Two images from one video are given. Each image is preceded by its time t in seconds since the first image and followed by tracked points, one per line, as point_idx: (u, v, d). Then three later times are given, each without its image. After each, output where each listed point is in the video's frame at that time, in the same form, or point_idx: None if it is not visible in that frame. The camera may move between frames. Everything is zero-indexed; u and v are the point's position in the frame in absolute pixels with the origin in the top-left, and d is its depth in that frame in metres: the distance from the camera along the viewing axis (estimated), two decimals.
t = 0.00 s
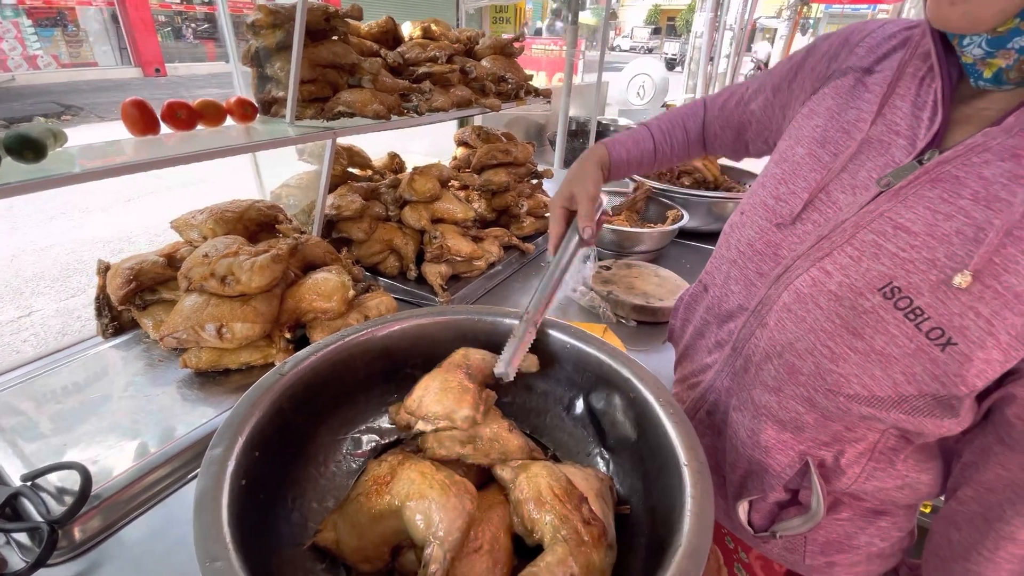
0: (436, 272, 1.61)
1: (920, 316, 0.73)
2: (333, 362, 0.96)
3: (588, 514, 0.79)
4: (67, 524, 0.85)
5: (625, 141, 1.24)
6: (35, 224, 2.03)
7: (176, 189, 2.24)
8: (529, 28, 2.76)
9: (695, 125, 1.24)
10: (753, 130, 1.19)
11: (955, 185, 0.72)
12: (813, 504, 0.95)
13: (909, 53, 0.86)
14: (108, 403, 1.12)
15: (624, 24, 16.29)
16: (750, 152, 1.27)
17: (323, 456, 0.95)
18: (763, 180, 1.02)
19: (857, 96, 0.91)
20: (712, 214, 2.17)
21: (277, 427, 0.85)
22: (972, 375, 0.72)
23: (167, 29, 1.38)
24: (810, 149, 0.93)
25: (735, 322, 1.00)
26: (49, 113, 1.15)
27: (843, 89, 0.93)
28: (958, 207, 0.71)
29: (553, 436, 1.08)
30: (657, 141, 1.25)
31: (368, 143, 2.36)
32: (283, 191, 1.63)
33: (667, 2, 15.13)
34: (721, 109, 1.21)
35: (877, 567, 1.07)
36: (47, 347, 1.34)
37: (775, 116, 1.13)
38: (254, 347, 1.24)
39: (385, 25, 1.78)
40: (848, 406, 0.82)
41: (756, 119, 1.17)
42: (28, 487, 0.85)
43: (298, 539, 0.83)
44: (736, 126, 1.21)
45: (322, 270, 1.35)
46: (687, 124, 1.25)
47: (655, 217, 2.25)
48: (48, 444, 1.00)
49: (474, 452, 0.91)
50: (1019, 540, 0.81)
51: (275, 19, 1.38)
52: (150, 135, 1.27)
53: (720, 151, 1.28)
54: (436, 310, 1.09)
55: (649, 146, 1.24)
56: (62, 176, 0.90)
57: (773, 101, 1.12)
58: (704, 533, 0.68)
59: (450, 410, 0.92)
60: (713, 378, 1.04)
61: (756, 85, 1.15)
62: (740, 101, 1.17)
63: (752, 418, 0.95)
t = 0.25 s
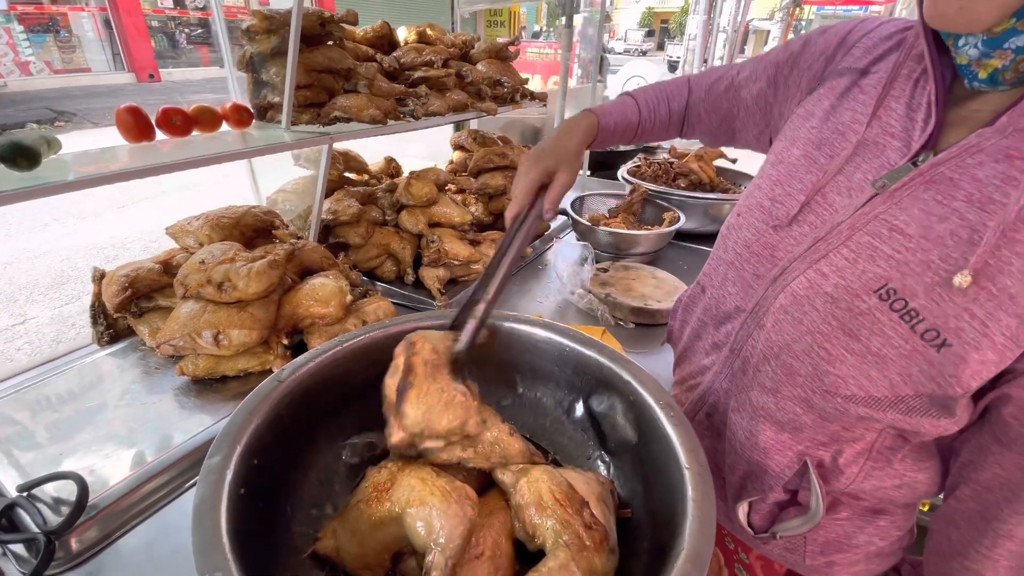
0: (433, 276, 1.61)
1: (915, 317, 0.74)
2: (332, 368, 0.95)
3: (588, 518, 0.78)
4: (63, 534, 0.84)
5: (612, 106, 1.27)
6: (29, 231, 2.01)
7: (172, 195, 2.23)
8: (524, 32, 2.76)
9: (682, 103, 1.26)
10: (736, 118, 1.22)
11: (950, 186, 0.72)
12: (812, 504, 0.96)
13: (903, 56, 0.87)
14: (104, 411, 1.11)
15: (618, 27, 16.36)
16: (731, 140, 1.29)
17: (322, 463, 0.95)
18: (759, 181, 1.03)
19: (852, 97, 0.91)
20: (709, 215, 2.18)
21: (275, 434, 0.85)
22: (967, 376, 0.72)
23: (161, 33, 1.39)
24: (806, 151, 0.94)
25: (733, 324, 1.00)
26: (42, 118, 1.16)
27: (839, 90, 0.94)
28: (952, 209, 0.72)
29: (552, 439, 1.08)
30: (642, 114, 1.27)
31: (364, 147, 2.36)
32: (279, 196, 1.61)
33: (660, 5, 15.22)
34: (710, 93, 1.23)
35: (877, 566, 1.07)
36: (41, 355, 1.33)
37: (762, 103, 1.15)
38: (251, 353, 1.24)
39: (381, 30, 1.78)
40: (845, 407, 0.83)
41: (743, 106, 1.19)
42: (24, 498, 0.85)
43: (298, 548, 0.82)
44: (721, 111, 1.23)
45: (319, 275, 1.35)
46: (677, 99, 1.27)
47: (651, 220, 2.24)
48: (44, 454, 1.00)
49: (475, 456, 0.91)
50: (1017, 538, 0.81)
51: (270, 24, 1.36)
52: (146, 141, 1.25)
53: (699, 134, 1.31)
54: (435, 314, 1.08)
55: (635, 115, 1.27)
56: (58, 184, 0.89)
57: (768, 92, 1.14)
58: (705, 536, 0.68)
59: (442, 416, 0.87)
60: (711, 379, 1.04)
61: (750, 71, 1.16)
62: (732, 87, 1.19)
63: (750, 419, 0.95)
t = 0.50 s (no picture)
0: (432, 281, 1.61)
1: (920, 323, 0.74)
2: (330, 377, 0.95)
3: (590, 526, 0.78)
4: (60, 548, 0.83)
5: (589, 99, 1.20)
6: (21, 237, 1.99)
7: (166, 200, 2.21)
8: (519, 35, 2.76)
9: (665, 98, 1.23)
10: (722, 118, 1.20)
11: (949, 191, 0.73)
12: (814, 510, 0.96)
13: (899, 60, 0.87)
14: (100, 421, 1.10)
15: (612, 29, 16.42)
16: (712, 143, 1.28)
17: (322, 473, 0.94)
18: (754, 187, 1.03)
19: (846, 103, 0.91)
20: (705, 218, 2.19)
21: (274, 444, 0.84)
22: (973, 381, 0.72)
23: (154, 38, 1.40)
24: (801, 158, 0.93)
25: (734, 331, 1.00)
26: (34, 123, 1.16)
27: (834, 95, 0.93)
28: (952, 214, 0.72)
29: (553, 446, 1.07)
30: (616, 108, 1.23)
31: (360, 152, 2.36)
32: (276, 203, 1.61)
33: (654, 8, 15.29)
34: (696, 91, 1.20)
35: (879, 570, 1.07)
36: (34, 364, 1.31)
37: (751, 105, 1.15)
38: (248, 361, 1.22)
39: (377, 35, 1.77)
40: (847, 415, 0.83)
41: (730, 106, 1.18)
42: (19, 511, 0.84)
43: (298, 560, 0.82)
44: (705, 110, 1.21)
45: (317, 282, 1.34)
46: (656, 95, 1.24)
47: (649, 223, 2.25)
48: (40, 465, 0.98)
49: (476, 465, 0.90)
50: (1018, 539, 0.81)
51: (266, 29, 1.38)
52: (141, 148, 1.25)
53: (676, 132, 1.29)
54: (433, 321, 1.08)
55: (613, 109, 1.22)
56: (53, 194, 0.88)
57: (760, 94, 1.13)
58: (709, 542, 0.67)
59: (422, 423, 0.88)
60: (711, 385, 1.04)
61: (740, 70, 1.15)
62: (723, 86, 1.17)
63: (751, 426, 0.95)
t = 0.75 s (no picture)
0: (427, 281, 1.59)
1: (912, 320, 0.74)
2: (326, 379, 0.94)
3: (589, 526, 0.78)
4: (55, 553, 0.82)
5: (584, 72, 1.29)
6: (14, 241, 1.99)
7: (160, 203, 2.21)
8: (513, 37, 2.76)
9: (663, 85, 1.29)
10: (711, 110, 1.24)
11: (939, 187, 0.73)
12: (810, 510, 0.96)
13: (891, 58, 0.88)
14: (94, 425, 1.09)
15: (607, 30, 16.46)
16: (716, 137, 1.29)
17: (319, 476, 0.94)
18: (749, 184, 1.03)
19: (840, 101, 0.92)
20: (701, 218, 2.19)
21: (271, 447, 0.84)
22: (966, 378, 0.72)
23: (149, 39, 1.41)
24: (796, 155, 0.94)
25: (728, 329, 1.01)
26: (27, 127, 1.13)
27: (827, 94, 0.94)
28: (943, 211, 0.72)
29: (550, 446, 1.07)
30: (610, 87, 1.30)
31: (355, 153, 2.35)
32: (271, 204, 1.61)
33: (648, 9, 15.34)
34: (693, 82, 1.25)
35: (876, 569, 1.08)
36: (28, 368, 1.30)
37: (745, 97, 1.17)
38: (244, 364, 1.22)
39: (371, 36, 1.77)
40: (842, 412, 0.83)
41: (722, 98, 1.21)
42: (14, 516, 0.84)
43: (296, 564, 0.81)
44: (699, 101, 1.25)
45: (313, 283, 1.33)
46: (656, 78, 1.29)
47: (644, 223, 2.24)
48: (34, 470, 0.98)
49: (474, 465, 0.90)
50: (1016, 537, 0.82)
51: (260, 31, 1.37)
52: (135, 150, 1.24)
53: (677, 121, 1.32)
54: (429, 322, 1.08)
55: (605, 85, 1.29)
56: (46, 197, 0.88)
57: (756, 88, 1.15)
58: (707, 540, 0.67)
59: (399, 426, 0.89)
60: (707, 384, 1.04)
61: (740, 65, 1.17)
62: (721, 78, 1.20)
63: (747, 424, 0.95)
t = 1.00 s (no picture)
0: (425, 280, 1.61)
1: (893, 309, 0.75)
2: (323, 375, 0.95)
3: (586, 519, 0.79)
4: (54, 550, 0.83)
5: (625, 160, 1.25)
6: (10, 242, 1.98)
7: (157, 203, 2.21)
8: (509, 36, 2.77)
9: (686, 137, 1.27)
10: (739, 138, 1.21)
11: (921, 178, 0.74)
12: (800, 500, 0.97)
13: (874, 55, 0.89)
14: (91, 424, 1.09)
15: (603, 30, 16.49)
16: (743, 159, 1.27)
17: (316, 471, 0.94)
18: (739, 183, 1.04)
19: (828, 97, 0.93)
20: (696, 215, 2.20)
21: (268, 443, 0.84)
22: (947, 365, 0.73)
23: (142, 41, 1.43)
24: (785, 150, 0.95)
25: (719, 323, 1.01)
26: (21, 127, 1.14)
27: (815, 91, 0.95)
28: (924, 203, 0.73)
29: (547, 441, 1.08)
30: (653, 157, 1.27)
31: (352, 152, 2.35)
32: (267, 203, 1.60)
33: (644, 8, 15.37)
34: (708, 121, 1.23)
35: (866, 559, 1.09)
36: (24, 368, 1.30)
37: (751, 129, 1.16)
38: (241, 361, 1.22)
39: (367, 34, 1.77)
40: (828, 400, 0.84)
41: (742, 127, 1.19)
42: (13, 514, 0.84)
43: (295, 558, 0.82)
44: (721, 134, 1.23)
45: (309, 281, 1.34)
46: (679, 137, 1.27)
47: (640, 220, 2.27)
48: (32, 468, 0.98)
49: (473, 456, 0.90)
50: (1001, 525, 0.83)
51: (256, 30, 1.38)
52: (130, 149, 1.24)
53: (710, 158, 1.29)
54: (426, 319, 1.08)
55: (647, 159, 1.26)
56: (42, 195, 0.87)
57: (755, 107, 1.14)
58: (702, 529, 0.68)
59: (393, 437, 0.88)
60: (700, 377, 1.05)
61: (738, 98, 1.18)
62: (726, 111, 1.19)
63: (736, 415, 0.96)
